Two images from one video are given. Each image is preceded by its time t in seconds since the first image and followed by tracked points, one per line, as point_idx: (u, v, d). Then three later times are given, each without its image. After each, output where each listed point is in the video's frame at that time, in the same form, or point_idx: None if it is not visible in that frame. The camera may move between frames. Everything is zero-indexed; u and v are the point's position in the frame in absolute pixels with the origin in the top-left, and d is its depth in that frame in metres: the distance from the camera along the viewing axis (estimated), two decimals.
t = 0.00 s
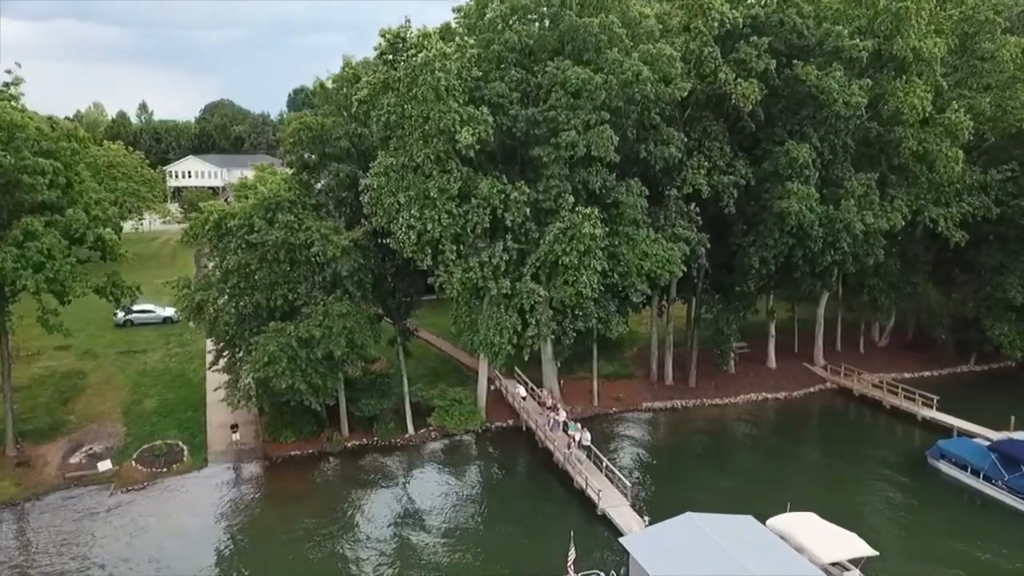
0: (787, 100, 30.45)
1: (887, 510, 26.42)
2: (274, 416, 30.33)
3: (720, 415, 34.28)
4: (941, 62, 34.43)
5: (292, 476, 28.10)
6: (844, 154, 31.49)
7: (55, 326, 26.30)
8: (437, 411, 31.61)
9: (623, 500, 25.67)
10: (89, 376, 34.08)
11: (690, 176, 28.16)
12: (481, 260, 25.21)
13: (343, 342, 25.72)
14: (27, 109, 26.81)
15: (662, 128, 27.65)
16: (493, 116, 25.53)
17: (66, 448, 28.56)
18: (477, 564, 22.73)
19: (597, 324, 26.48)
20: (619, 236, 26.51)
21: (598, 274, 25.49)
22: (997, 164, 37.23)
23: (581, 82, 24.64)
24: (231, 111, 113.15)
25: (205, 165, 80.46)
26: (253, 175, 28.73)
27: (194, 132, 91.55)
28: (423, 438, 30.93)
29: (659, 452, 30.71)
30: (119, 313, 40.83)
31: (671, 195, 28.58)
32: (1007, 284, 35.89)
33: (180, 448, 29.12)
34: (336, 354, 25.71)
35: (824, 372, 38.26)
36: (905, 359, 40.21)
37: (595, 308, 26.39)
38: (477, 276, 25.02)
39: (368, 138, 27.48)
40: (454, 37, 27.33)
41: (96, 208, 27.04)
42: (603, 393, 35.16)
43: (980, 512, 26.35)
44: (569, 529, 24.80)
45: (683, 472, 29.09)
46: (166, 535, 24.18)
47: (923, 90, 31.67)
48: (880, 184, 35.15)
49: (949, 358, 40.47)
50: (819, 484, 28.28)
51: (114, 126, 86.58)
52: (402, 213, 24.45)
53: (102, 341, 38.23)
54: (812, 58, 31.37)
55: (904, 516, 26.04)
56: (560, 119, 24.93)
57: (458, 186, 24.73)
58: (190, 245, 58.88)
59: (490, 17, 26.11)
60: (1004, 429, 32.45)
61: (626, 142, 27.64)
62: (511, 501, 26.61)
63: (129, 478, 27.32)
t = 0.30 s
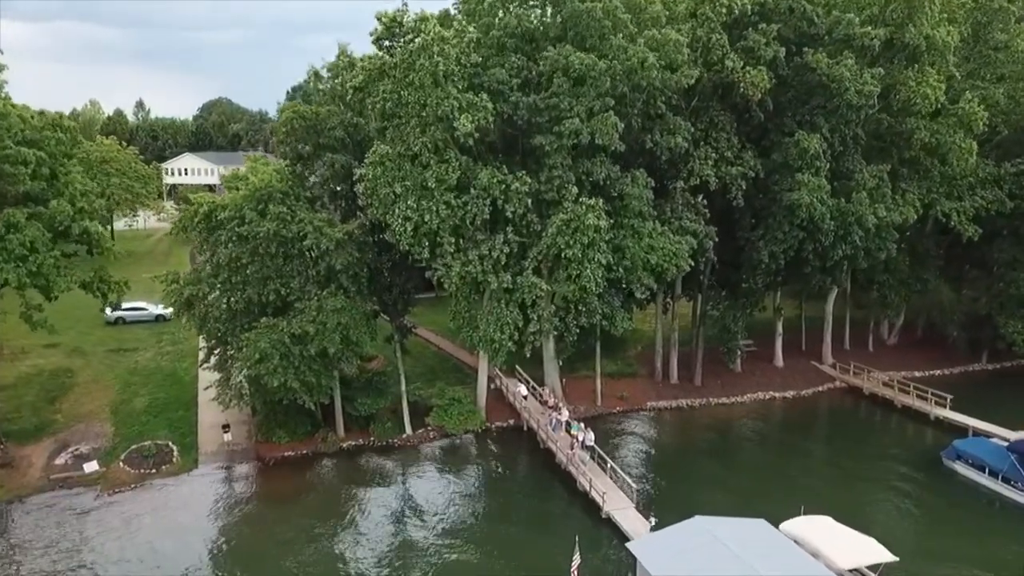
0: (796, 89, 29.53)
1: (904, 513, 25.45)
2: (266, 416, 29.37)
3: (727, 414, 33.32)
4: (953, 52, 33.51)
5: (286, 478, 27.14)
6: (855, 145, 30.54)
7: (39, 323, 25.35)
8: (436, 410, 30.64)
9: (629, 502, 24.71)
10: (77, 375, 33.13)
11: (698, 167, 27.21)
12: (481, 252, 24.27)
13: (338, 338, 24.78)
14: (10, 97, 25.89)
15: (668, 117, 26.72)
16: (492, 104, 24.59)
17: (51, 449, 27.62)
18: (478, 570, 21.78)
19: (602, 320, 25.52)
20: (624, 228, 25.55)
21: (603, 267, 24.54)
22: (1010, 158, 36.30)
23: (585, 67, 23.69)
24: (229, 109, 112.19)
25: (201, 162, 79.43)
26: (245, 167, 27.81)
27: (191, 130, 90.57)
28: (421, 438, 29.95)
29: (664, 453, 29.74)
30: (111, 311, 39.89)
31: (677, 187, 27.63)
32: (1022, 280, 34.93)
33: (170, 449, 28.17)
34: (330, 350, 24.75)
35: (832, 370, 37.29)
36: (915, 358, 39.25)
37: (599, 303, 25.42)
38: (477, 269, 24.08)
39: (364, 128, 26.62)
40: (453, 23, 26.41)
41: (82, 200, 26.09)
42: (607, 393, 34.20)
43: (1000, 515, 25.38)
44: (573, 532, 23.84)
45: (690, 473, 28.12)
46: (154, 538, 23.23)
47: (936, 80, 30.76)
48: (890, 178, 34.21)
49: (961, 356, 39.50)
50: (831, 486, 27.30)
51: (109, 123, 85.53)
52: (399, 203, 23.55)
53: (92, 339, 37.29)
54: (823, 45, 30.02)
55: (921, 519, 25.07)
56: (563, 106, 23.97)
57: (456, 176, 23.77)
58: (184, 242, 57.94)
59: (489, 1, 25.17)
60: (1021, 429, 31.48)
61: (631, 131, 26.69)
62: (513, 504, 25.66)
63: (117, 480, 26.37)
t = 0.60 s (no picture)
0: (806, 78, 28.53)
1: (919, 516, 24.53)
2: (259, 415, 28.47)
3: (734, 414, 32.39)
4: (966, 41, 32.55)
5: (278, 479, 26.22)
6: (865, 136, 29.62)
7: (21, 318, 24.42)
8: (433, 410, 29.70)
9: (634, 505, 23.78)
10: (64, 373, 32.19)
11: (704, 157, 26.30)
12: (480, 245, 23.35)
13: (331, 334, 23.87)
14: None
15: (673, 106, 25.76)
16: (492, 90, 23.67)
17: (35, 449, 26.68)
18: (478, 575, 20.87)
19: (606, 315, 24.60)
20: (629, 220, 24.63)
21: (607, 260, 23.62)
22: None
23: (588, 52, 22.79)
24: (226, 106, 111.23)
25: (198, 159, 78.46)
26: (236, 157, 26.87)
27: (187, 126, 89.59)
28: (418, 438, 29.03)
29: (670, 453, 28.82)
30: (102, 307, 39.02)
31: (683, 179, 26.72)
32: None
33: (158, 449, 27.24)
34: (323, 347, 23.85)
35: (841, 369, 36.37)
36: (925, 356, 38.35)
37: (603, 298, 24.50)
38: (476, 262, 23.16)
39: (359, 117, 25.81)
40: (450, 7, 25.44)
41: (66, 191, 25.16)
42: (609, 392, 33.27)
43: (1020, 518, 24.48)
44: (576, 536, 22.92)
45: (697, 474, 27.20)
46: (140, 541, 22.33)
47: (949, 69, 29.82)
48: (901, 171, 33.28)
49: (972, 354, 38.61)
50: (843, 488, 26.36)
51: (105, 120, 84.55)
52: (394, 193, 22.66)
53: (82, 336, 36.35)
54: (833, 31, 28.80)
55: (937, 522, 24.19)
56: (565, 92, 23.04)
57: (454, 165, 22.87)
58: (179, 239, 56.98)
59: None
60: None
61: (636, 120, 25.77)
62: (514, 506, 24.74)
63: (102, 481, 25.45)
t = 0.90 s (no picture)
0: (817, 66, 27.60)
1: (935, 518, 23.64)
2: (250, 414, 27.56)
3: (740, 413, 31.48)
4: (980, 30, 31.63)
5: (270, 480, 25.30)
6: (876, 127, 28.72)
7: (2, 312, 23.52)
8: (431, 408, 28.78)
9: (639, 507, 22.87)
10: (52, 371, 31.31)
11: (711, 147, 25.41)
12: (478, 236, 22.45)
13: (324, 330, 22.98)
14: None
15: (679, 94, 24.84)
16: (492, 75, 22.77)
17: (19, 449, 25.78)
18: None
19: (609, 310, 23.70)
20: (634, 211, 23.74)
21: (611, 253, 22.72)
22: None
23: (592, 36, 21.94)
24: (224, 104, 110.40)
25: (195, 156, 77.59)
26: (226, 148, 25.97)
27: (185, 124, 88.74)
28: (416, 438, 28.11)
29: (675, 453, 27.92)
30: (92, 304, 38.18)
31: (689, 170, 25.82)
32: None
33: (146, 449, 26.33)
34: (316, 343, 22.96)
35: (849, 368, 35.45)
36: (935, 354, 37.44)
37: (606, 292, 23.61)
38: (474, 254, 22.27)
39: (355, 105, 24.88)
40: None
41: (50, 181, 24.29)
42: (612, 390, 32.36)
43: None
44: (579, 539, 22.02)
45: (703, 475, 26.29)
46: (125, 545, 21.44)
47: (963, 58, 28.91)
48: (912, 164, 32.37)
49: (983, 352, 37.70)
50: (855, 488, 25.46)
51: (102, 117, 83.78)
52: (389, 182, 21.76)
53: (71, 333, 35.51)
54: (844, 18, 27.93)
55: (954, 524, 23.32)
56: (568, 77, 22.15)
57: (452, 153, 22.00)
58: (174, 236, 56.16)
59: None
60: None
61: (640, 109, 24.87)
62: (514, 508, 23.83)
63: (87, 482, 24.54)
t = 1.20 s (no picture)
0: (828, 53, 26.65)
1: (954, 519, 22.71)
2: (242, 412, 26.64)
3: (747, 412, 30.56)
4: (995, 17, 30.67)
5: (261, 480, 24.37)
6: (889, 116, 27.79)
7: None
8: (429, 407, 27.85)
9: (646, 508, 21.96)
10: (39, 368, 30.41)
11: (719, 136, 24.49)
12: (478, 227, 21.55)
13: (317, 324, 22.09)
14: None
15: (686, 81, 23.92)
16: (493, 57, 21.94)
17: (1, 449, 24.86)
18: None
19: (614, 304, 22.79)
20: (639, 201, 22.79)
21: (616, 244, 21.82)
22: None
23: (595, 18, 21.25)
24: (223, 102, 109.48)
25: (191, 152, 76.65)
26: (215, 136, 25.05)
27: (182, 120, 87.82)
28: (413, 437, 27.19)
29: (681, 453, 27.02)
30: (81, 301, 37.24)
31: (696, 159, 24.91)
32: None
33: (134, 449, 25.41)
34: (309, 338, 22.06)
35: (858, 366, 34.54)
36: (946, 352, 36.52)
37: (611, 285, 22.70)
38: (473, 245, 21.37)
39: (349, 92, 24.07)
40: None
41: (33, 170, 23.39)
42: (615, 389, 31.45)
43: None
44: (583, 543, 21.10)
45: (711, 475, 25.39)
46: (108, 548, 20.50)
47: (979, 44, 27.97)
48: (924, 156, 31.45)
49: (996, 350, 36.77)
50: (868, 489, 24.53)
51: (98, 113, 82.84)
52: (385, 169, 20.84)
53: (60, 330, 34.61)
54: (856, 3, 26.99)
55: (973, 525, 22.38)
56: (571, 61, 21.26)
57: (450, 140, 21.11)
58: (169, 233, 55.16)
59: None
60: None
61: (646, 96, 23.96)
62: (515, 509, 22.92)
63: (71, 483, 23.58)
